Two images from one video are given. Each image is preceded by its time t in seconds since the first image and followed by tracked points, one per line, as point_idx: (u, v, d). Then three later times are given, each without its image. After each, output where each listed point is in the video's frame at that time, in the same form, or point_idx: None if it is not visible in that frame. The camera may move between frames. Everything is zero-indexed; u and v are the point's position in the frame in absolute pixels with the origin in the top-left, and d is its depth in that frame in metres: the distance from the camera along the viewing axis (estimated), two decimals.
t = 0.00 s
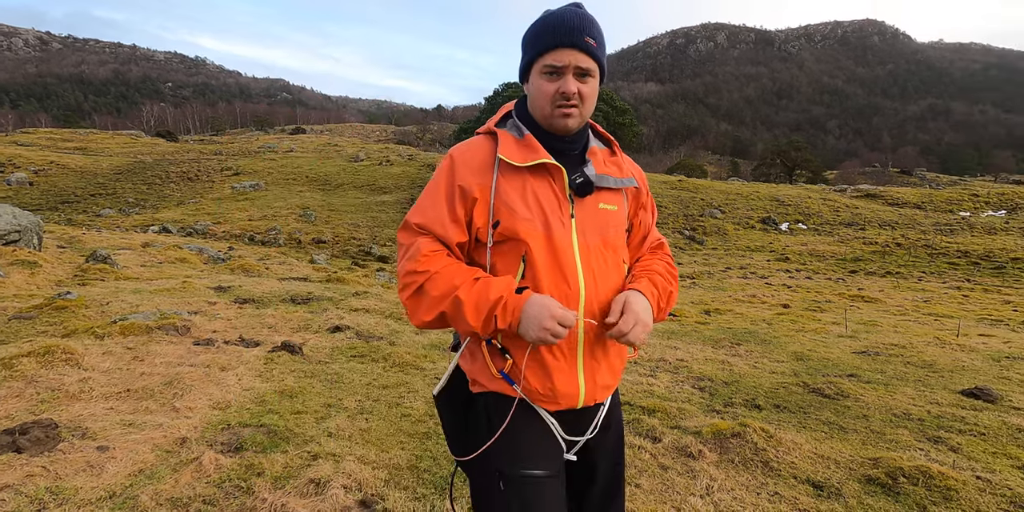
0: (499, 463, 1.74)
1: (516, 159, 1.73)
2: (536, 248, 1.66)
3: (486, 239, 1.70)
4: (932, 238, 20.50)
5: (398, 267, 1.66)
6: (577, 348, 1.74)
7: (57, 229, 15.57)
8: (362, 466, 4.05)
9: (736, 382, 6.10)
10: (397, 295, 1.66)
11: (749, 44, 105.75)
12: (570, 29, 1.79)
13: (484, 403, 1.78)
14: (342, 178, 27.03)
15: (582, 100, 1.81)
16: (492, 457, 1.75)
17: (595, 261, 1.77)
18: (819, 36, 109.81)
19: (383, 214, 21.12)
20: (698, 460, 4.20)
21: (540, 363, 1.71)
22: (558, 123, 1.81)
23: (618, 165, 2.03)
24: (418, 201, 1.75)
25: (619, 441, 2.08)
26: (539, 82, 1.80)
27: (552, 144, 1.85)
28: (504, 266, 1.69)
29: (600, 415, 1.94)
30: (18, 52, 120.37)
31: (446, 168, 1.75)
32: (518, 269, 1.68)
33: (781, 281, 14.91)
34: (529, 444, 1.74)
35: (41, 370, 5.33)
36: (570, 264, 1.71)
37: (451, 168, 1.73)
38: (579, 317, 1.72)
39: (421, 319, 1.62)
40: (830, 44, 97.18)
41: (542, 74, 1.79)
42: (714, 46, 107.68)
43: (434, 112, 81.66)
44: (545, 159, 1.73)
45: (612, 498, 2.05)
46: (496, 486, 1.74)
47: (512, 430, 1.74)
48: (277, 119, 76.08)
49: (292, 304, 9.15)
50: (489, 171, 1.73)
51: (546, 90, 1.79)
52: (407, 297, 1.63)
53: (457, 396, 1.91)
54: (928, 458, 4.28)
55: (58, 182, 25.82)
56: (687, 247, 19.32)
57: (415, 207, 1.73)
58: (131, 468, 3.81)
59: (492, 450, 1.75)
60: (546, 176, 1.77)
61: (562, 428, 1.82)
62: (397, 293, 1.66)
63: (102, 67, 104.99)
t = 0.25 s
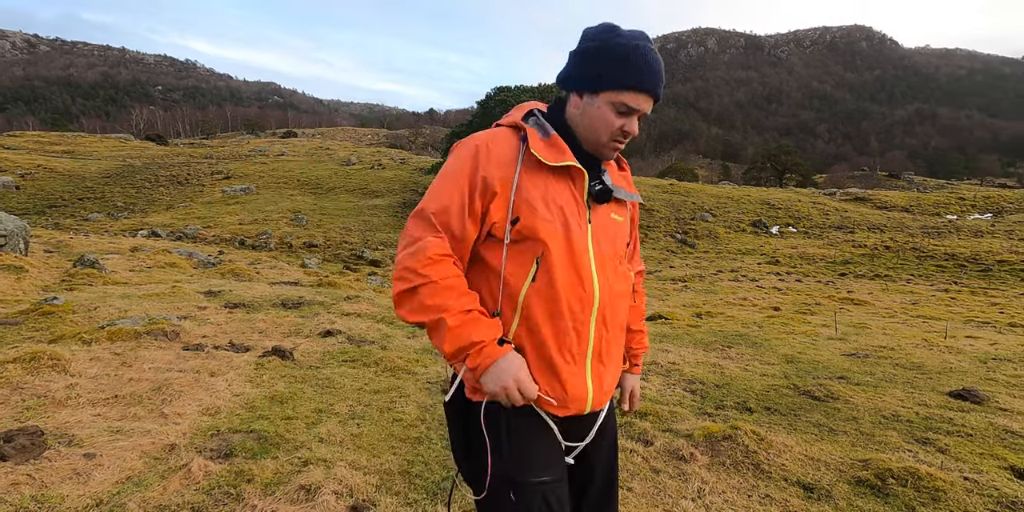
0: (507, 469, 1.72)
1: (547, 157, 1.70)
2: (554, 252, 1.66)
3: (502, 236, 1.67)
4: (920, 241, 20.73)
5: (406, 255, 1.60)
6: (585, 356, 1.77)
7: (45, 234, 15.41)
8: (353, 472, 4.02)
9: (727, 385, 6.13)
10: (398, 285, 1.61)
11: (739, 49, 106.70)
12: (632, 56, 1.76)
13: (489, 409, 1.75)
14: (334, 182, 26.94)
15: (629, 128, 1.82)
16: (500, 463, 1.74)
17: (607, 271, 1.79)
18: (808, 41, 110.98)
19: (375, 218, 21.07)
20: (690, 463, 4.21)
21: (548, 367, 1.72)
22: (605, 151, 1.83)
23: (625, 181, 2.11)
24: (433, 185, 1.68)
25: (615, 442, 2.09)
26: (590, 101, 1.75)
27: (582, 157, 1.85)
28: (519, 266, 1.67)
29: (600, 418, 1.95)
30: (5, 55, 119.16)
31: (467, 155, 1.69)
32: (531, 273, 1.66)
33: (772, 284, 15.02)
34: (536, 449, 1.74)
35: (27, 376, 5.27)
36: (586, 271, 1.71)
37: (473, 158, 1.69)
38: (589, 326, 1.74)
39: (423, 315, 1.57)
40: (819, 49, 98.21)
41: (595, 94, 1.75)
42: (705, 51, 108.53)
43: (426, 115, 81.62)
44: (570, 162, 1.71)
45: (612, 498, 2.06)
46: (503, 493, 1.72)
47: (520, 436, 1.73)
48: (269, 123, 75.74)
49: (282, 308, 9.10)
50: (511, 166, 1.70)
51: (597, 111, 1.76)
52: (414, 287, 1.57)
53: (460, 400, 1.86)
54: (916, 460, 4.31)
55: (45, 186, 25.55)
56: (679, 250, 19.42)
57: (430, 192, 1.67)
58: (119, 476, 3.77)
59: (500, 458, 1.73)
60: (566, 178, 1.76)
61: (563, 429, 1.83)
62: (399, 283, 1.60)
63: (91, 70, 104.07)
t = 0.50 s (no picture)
0: (492, 474, 1.72)
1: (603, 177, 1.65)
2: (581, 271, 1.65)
3: (535, 242, 1.61)
4: (917, 241, 20.78)
5: (433, 241, 1.48)
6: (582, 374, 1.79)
7: (42, 234, 15.37)
8: (351, 473, 4.02)
9: (726, 385, 6.13)
10: (413, 270, 1.50)
11: (737, 50, 106.93)
12: (702, 110, 1.75)
13: (478, 412, 1.74)
14: (332, 183, 26.92)
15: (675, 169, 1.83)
16: (483, 469, 1.72)
17: (615, 289, 1.80)
18: (806, 42, 111.26)
19: (374, 219, 21.07)
20: (688, 464, 4.21)
21: (549, 378, 1.73)
22: (641, 184, 1.84)
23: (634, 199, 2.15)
24: (475, 166, 1.55)
25: (599, 444, 2.10)
26: (647, 140, 1.73)
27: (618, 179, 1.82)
28: (544, 276, 1.63)
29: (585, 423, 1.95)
30: (3, 55, 118.94)
31: (522, 146, 1.57)
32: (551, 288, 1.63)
33: (770, 284, 15.05)
34: (522, 456, 1.73)
35: (24, 377, 5.26)
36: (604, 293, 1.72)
37: (527, 151, 1.57)
38: (596, 346, 1.76)
39: (434, 311, 1.51)
40: (817, 50, 98.40)
41: (656, 136, 1.73)
42: (703, 51, 108.73)
43: (424, 116, 81.63)
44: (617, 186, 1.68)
45: (597, 497, 2.08)
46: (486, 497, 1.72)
47: (508, 443, 1.71)
48: (267, 123, 75.67)
49: (281, 309, 9.08)
50: (559, 168, 1.61)
51: (652, 153, 1.75)
52: (434, 280, 1.48)
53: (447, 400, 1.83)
54: (914, 460, 4.32)
55: (43, 186, 25.49)
56: (677, 250, 19.44)
57: (474, 175, 1.53)
58: (116, 477, 3.76)
59: (485, 463, 1.72)
60: (603, 194, 1.73)
61: (552, 433, 1.82)
62: (416, 268, 1.50)
63: (88, 70, 103.82)
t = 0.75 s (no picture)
0: (496, 482, 1.69)
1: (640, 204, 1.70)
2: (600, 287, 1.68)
3: (562, 257, 1.60)
4: (921, 239, 20.70)
5: (469, 248, 1.41)
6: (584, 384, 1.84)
7: (46, 232, 15.42)
8: (354, 470, 4.03)
9: (728, 383, 6.12)
10: (442, 274, 1.42)
11: (741, 47, 106.61)
12: (731, 158, 1.84)
13: (481, 418, 1.71)
14: (335, 181, 26.94)
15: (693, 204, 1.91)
16: (483, 475, 1.70)
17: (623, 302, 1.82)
18: (810, 39, 110.97)
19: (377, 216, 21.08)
20: (690, 462, 4.21)
21: (556, 389, 1.73)
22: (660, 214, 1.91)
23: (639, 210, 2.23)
24: (521, 173, 1.47)
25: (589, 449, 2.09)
26: (679, 178, 1.79)
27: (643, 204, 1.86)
28: (567, 291, 1.63)
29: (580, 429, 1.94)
30: (7, 53, 119.37)
31: (570, 158, 1.51)
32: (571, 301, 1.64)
33: (773, 282, 15.02)
34: (523, 464, 1.71)
35: (29, 374, 5.28)
36: (615, 310, 1.76)
37: (576, 164, 1.51)
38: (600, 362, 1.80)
39: (458, 320, 1.46)
40: (821, 47, 97.97)
41: (688, 177, 1.79)
42: (706, 49, 108.44)
43: (427, 114, 81.65)
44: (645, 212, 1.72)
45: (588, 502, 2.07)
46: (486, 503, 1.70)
47: (511, 450, 1.70)
48: (270, 121, 75.80)
49: (284, 307, 9.10)
50: (600, 184, 1.58)
51: (680, 190, 1.82)
52: (465, 290, 1.42)
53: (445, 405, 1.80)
54: (917, 458, 4.31)
55: (47, 184, 25.57)
56: (680, 248, 19.41)
57: (519, 183, 1.46)
58: (120, 473, 3.78)
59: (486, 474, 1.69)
60: (627, 210, 1.75)
61: (553, 436, 1.81)
62: (447, 273, 1.42)
63: (92, 68, 104.05)
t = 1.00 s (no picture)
0: (505, 486, 1.69)
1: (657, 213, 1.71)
2: (612, 292, 1.70)
3: (580, 264, 1.60)
4: (924, 237, 20.64)
5: (496, 259, 1.39)
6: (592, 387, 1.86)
7: (49, 229, 15.45)
8: (356, 466, 4.04)
9: (730, 381, 6.12)
10: (468, 284, 1.40)
11: (743, 44, 106.26)
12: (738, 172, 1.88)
13: (490, 422, 1.70)
14: (337, 178, 26.94)
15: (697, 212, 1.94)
16: (489, 480, 1.70)
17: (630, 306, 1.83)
18: (813, 36, 110.59)
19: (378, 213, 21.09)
20: (692, 459, 4.21)
21: (566, 393, 1.74)
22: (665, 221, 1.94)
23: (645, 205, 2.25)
24: (549, 182, 1.44)
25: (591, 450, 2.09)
26: (692, 189, 1.81)
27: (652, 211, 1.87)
28: (582, 297, 1.64)
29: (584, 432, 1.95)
30: (10, 51, 119.52)
31: (598, 168, 1.49)
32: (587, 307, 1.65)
33: (775, 280, 14.98)
34: (529, 467, 1.71)
35: (32, 370, 5.30)
36: (624, 313, 1.78)
37: (603, 174, 1.49)
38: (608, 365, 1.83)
39: (481, 331, 1.45)
40: (824, 44, 97.57)
41: (700, 188, 1.81)
42: (708, 46, 108.12)
43: (429, 111, 81.59)
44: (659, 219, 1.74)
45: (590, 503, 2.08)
46: (493, 506, 1.70)
47: (519, 453, 1.70)
48: (272, 118, 75.82)
49: (286, 304, 9.11)
50: (623, 193, 1.57)
51: (690, 200, 1.84)
52: (492, 301, 1.41)
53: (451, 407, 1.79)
54: (919, 456, 4.31)
55: (50, 181, 25.61)
56: (682, 246, 19.38)
57: (547, 192, 1.43)
58: (123, 469, 3.79)
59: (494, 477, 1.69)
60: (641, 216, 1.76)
61: (559, 436, 1.80)
62: (474, 284, 1.40)
63: (94, 65, 104.13)
